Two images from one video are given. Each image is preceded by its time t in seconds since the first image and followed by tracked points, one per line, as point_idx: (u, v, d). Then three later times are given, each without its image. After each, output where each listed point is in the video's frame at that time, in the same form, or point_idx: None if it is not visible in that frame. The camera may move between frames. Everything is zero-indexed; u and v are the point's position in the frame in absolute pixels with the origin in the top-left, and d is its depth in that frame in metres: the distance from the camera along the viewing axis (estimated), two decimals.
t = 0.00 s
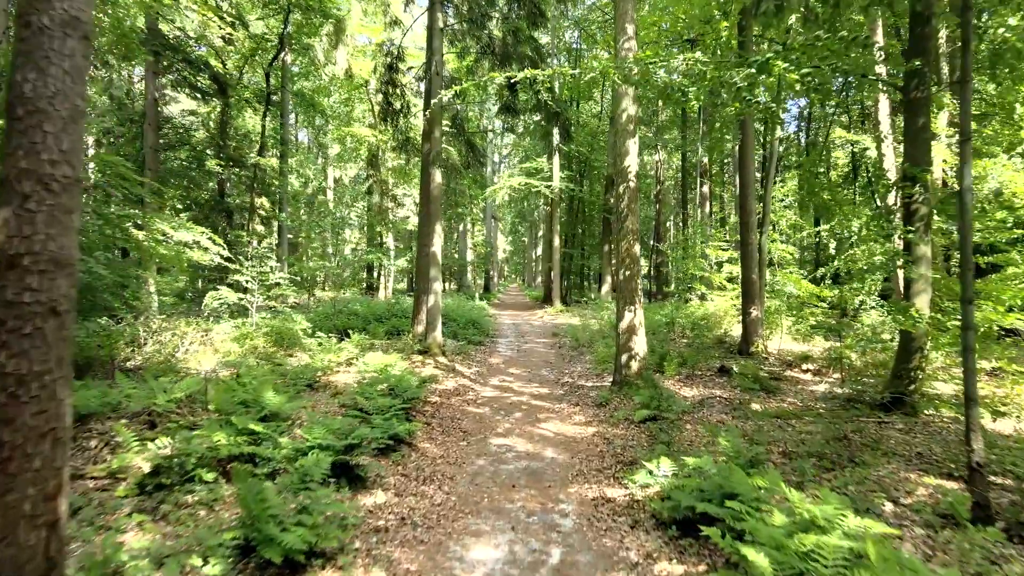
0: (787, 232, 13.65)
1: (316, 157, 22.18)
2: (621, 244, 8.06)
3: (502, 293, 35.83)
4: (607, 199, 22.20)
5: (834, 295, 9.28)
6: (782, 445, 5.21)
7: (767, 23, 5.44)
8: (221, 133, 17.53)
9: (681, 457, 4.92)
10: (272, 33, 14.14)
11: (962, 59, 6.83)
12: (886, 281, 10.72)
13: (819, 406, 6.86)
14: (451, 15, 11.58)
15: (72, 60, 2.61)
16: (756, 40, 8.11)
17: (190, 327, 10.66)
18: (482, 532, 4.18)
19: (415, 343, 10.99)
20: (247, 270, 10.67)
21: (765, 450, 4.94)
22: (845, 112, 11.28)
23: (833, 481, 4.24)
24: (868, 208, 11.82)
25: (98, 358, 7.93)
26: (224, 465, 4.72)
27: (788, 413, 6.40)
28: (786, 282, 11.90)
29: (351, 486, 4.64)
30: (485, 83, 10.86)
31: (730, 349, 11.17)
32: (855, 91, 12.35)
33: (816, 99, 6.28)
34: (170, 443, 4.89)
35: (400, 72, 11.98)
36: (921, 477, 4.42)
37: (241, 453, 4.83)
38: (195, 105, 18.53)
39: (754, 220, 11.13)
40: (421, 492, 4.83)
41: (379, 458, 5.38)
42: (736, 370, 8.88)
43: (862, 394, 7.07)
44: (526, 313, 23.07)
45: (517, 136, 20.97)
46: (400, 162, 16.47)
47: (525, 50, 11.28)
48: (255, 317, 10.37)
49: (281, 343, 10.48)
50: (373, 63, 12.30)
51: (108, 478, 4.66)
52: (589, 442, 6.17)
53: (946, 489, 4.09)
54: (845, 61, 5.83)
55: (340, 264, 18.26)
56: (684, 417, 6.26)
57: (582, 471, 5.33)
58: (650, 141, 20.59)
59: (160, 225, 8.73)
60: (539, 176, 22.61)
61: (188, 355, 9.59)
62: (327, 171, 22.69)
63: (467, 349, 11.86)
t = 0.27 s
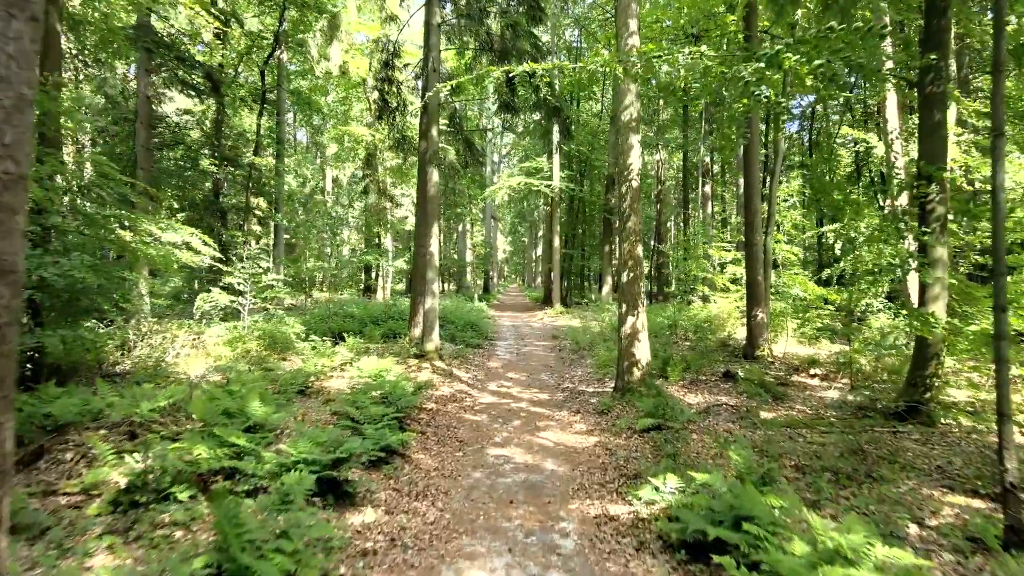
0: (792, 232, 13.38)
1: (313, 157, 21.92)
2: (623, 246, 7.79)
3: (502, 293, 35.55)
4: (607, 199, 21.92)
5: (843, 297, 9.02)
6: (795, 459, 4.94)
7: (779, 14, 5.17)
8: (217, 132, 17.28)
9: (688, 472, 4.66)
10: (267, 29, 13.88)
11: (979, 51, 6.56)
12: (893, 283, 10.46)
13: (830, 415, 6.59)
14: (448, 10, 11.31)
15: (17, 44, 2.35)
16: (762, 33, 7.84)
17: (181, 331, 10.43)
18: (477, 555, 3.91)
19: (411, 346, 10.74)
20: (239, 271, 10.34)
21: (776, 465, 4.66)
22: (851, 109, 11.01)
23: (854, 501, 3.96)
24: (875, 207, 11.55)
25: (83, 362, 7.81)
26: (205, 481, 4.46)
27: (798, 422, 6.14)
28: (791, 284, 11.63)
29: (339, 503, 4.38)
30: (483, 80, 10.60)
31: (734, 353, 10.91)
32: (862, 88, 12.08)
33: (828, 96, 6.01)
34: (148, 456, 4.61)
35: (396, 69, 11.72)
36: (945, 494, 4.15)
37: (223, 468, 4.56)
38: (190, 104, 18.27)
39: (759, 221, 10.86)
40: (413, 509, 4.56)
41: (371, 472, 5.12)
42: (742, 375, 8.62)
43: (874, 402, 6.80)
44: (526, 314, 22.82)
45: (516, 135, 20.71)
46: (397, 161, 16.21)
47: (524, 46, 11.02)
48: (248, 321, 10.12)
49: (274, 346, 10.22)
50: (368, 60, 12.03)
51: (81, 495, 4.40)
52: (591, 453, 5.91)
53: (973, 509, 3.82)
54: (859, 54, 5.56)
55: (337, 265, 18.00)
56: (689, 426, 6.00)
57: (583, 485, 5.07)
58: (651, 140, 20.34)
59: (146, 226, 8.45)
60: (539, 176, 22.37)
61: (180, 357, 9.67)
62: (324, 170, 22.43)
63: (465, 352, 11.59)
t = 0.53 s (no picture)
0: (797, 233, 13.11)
1: (310, 156, 21.67)
2: (626, 249, 7.51)
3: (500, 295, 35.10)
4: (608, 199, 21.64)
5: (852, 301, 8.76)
6: (809, 475, 4.67)
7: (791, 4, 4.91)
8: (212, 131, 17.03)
9: (697, 490, 4.39)
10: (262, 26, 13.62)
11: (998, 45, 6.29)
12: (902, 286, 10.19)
13: (842, 425, 6.33)
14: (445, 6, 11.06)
15: None
16: (769, 28, 7.59)
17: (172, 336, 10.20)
18: None
19: (408, 351, 10.48)
20: (230, 273, 9.82)
21: (790, 483, 4.39)
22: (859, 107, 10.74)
23: (876, 524, 3.68)
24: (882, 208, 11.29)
25: (66, 368, 7.68)
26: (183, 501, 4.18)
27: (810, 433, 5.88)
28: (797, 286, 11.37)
29: (325, 524, 4.10)
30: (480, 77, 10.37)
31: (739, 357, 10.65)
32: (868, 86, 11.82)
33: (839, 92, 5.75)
34: (124, 474, 4.34)
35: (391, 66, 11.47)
36: (974, 516, 3.88)
37: (203, 487, 4.28)
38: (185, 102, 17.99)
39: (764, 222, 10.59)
40: (405, 530, 4.29)
41: (361, 488, 4.84)
42: (749, 382, 8.36)
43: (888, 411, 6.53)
44: (526, 315, 22.57)
45: (516, 134, 20.47)
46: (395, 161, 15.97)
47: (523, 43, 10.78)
48: (239, 325, 9.79)
49: (268, 351, 9.97)
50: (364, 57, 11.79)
51: (52, 515, 4.12)
52: (593, 466, 5.64)
53: (1006, 534, 3.55)
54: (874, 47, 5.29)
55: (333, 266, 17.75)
56: (696, 437, 5.73)
57: (585, 503, 4.79)
58: (652, 139, 20.10)
59: (132, 227, 8.14)
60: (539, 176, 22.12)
61: (170, 362, 9.58)
62: (322, 170, 22.18)
63: (463, 356, 11.34)
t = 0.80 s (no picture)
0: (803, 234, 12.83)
1: (307, 155, 21.40)
2: (629, 251, 7.23)
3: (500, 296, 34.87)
4: (608, 200, 21.45)
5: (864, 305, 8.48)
6: (825, 492, 4.40)
7: None
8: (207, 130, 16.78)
9: (707, 509, 4.12)
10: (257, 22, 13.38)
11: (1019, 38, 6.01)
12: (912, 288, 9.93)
13: (856, 436, 6.06)
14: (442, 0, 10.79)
15: None
16: (777, 23, 7.32)
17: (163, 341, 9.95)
18: None
19: (405, 355, 10.22)
20: (222, 275, 9.62)
21: (807, 501, 4.12)
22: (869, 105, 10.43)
23: (903, 549, 3.41)
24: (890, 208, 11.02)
25: (51, 373, 7.46)
26: (159, 521, 3.91)
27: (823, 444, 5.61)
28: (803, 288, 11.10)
29: (310, 547, 3.83)
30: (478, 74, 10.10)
31: (744, 361, 10.39)
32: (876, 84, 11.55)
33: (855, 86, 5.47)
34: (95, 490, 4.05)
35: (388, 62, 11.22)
36: (1007, 540, 3.60)
37: (180, 506, 4.00)
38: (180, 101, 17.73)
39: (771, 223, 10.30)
40: (395, 553, 4.01)
41: (350, 505, 4.58)
42: (756, 388, 8.08)
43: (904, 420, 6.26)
44: (526, 317, 22.32)
45: (516, 133, 20.21)
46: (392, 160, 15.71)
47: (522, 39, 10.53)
48: (230, 329, 9.53)
49: (260, 355, 9.70)
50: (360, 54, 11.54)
51: (18, 535, 3.82)
52: (595, 479, 5.36)
53: None
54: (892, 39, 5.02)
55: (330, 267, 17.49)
56: (703, 449, 5.46)
57: (588, 520, 4.52)
58: (654, 138, 19.83)
59: (118, 227, 7.90)
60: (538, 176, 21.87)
61: (160, 367, 9.35)
62: (321, 170, 21.94)
63: (461, 359, 11.06)
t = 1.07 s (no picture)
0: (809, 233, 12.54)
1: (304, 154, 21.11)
2: (633, 251, 6.92)
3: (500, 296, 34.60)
4: (609, 199, 21.30)
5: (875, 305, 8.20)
6: (846, 508, 4.10)
7: None
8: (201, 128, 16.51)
9: (720, 527, 3.82)
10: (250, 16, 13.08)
11: None
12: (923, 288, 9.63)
13: (873, 443, 5.77)
14: None
15: None
16: (787, 11, 7.01)
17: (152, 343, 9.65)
18: None
19: (401, 357, 9.93)
20: (212, 275, 9.32)
21: (828, 518, 3.82)
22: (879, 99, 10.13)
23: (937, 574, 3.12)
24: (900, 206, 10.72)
25: (34, 375, 7.19)
26: (127, 541, 3.60)
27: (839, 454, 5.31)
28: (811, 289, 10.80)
29: (290, 569, 3.54)
30: (476, 69, 9.81)
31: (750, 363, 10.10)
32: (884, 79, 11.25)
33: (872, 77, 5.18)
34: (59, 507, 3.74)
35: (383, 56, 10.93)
36: None
37: (151, 524, 3.70)
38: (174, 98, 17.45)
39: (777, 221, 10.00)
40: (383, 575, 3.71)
41: (337, 521, 4.27)
42: (764, 392, 7.79)
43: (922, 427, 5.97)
44: (525, 317, 22.04)
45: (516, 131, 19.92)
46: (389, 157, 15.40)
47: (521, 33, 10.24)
48: (220, 331, 9.21)
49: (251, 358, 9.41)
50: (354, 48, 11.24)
51: None
52: (597, 491, 5.07)
53: None
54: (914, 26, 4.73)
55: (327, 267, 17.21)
56: (713, 459, 5.16)
57: (591, 537, 4.23)
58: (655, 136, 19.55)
59: (104, 226, 7.67)
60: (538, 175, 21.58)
61: (147, 371, 9.04)
62: (317, 169, 21.66)
63: (459, 361, 10.77)
